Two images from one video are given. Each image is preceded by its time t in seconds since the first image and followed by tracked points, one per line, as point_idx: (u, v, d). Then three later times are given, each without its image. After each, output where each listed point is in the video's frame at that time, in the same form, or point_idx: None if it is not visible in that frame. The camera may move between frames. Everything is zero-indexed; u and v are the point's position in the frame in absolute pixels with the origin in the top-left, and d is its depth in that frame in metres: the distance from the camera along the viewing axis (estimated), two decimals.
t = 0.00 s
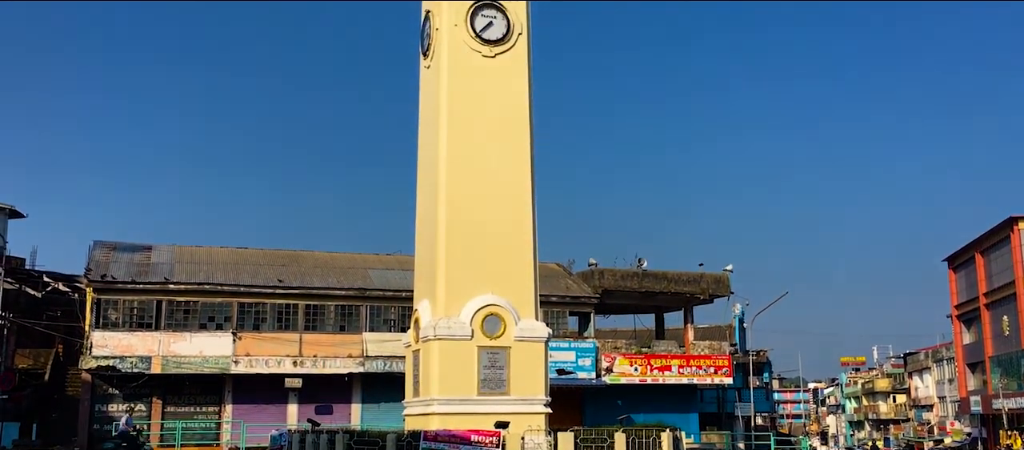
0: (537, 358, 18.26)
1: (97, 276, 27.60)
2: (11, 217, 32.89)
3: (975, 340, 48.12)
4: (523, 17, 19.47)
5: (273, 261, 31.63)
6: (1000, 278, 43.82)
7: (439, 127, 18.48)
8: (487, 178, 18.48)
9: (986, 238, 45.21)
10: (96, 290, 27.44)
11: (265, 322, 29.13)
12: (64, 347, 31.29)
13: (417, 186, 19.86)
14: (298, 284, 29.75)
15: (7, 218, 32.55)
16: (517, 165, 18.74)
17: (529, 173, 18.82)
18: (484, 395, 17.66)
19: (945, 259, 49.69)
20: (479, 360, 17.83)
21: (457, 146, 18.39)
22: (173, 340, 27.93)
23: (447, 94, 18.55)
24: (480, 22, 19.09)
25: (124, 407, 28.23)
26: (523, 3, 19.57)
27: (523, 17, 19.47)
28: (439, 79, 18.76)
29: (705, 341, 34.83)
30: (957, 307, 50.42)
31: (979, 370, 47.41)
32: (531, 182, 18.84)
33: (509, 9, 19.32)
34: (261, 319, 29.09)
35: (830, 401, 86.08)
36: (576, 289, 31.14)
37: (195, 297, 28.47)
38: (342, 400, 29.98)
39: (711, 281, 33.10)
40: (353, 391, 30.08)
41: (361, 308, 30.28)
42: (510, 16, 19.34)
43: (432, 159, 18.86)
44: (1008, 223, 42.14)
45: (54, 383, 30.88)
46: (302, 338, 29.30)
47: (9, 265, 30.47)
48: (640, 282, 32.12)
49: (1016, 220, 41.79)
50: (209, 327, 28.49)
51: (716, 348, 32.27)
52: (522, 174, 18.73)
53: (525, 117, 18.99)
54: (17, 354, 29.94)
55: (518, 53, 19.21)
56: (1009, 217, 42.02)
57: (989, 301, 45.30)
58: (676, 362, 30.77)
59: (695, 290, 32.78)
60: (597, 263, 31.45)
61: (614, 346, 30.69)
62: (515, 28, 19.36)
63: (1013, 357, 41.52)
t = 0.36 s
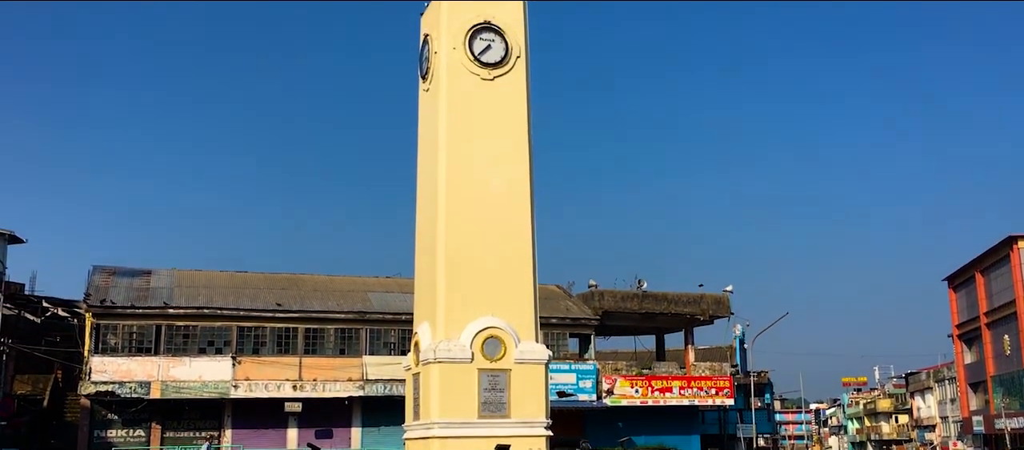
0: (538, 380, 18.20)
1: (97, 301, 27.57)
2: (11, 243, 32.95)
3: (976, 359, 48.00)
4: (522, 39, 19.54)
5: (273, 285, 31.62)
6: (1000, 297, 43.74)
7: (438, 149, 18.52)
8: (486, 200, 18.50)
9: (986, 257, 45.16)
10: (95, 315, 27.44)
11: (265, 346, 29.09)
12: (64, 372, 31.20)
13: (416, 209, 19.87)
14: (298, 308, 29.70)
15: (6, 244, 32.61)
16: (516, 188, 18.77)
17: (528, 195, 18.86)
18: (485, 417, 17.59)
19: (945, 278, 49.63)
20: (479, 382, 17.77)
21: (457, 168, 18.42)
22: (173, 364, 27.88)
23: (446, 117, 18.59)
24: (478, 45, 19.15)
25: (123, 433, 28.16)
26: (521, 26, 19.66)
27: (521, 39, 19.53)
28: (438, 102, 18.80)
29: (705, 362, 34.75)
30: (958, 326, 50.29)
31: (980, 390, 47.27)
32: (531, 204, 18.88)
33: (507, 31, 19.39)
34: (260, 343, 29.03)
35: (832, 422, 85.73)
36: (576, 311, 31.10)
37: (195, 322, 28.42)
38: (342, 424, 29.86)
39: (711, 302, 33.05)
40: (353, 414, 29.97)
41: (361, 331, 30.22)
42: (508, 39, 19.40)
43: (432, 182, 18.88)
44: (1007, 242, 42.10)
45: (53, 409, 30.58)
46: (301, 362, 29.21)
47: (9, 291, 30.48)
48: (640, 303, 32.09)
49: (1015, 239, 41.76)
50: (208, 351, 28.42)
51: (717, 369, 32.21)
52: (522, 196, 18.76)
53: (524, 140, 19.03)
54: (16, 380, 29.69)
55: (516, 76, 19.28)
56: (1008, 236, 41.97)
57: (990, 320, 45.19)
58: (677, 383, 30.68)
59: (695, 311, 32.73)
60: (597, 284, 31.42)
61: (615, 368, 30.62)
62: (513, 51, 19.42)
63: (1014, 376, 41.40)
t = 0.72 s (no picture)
0: (538, 394, 18.18)
1: (95, 316, 27.54)
2: (9, 257, 32.92)
3: (976, 371, 47.94)
4: (521, 54, 19.59)
5: (271, 299, 31.58)
6: (999, 309, 43.71)
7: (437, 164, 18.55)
8: (485, 213, 18.51)
9: (985, 270, 45.14)
10: (93, 330, 27.41)
11: (263, 360, 29.04)
12: (61, 387, 31.06)
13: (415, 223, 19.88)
14: (296, 322, 29.65)
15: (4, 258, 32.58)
16: (515, 201, 18.77)
17: (527, 209, 18.87)
18: (484, 431, 17.54)
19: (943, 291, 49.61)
20: (479, 396, 17.73)
21: (455, 183, 18.45)
22: (171, 379, 27.80)
23: (444, 131, 18.63)
24: (476, 59, 19.18)
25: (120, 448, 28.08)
26: (520, 40, 19.70)
27: (519, 53, 19.57)
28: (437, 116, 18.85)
29: (705, 375, 34.71)
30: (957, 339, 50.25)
31: (980, 402, 47.21)
32: (530, 218, 18.89)
33: (506, 46, 19.43)
34: (258, 358, 29.00)
35: (832, 435, 85.51)
36: (575, 324, 31.05)
37: (193, 336, 28.38)
38: (341, 438, 29.79)
39: (710, 315, 33.01)
40: (351, 428, 29.88)
41: (360, 345, 30.17)
42: (506, 53, 19.43)
43: (430, 197, 18.90)
44: (1005, 255, 42.08)
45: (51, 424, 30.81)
46: (300, 376, 29.21)
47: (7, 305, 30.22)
48: (638, 317, 32.05)
49: (1013, 252, 41.73)
50: (206, 366, 28.37)
51: (716, 382, 32.17)
52: (521, 210, 18.76)
53: (522, 153, 19.05)
54: (15, 396, 29.90)
55: (515, 90, 19.31)
56: (1007, 248, 41.95)
57: (989, 333, 45.16)
58: (677, 397, 30.62)
59: (694, 324, 32.70)
60: (596, 298, 31.41)
61: (614, 381, 30.58)
62: (512, 65, 19.45)
63: (1014, 389, 41.32)
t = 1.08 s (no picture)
0: (534, 393, 18.19)
1: (91, 315, 27.53)
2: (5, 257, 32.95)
3: (972, 370, 48.00)
4: (517, 53, 19.58)
5: (267, 298, 31.57)
6: (995, 308, 43.75)
7: (434, 162, 18.55)
8: (482, 211, 18.53)
9: (981, 269, 45.16)
10: (89, 329, 27.40)
11: (259, 359, 29.03)
12: (57, 387, 31.03)
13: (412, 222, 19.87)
14: (292, 321, 29.62)
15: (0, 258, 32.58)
16: (511, 200, 18.78)
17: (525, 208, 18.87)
18: (480, 431, 17.55)
19: (939, 290, 49.67)
20: (475, 395, 17.73)
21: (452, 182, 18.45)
22: (166, 378, 27.78)
23: (441, 128, 18.64)
24: (473, 58, 19.16)
25: (116, 447, 28.00)
26: (517, 39, 19.70)
27: (516, 52, 19.56)
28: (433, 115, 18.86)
29: (701, 374, 34.73)
30: (952, 338, 50.33)
31: (976, 401, 47.29)
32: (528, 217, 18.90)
33: (502, 44, 19.41)
34: (255, 357, 28.98)
35: (828, 434, 85.60)
36: (571, 323, 31.07)
37: (188, 335, 28.37)
38: (338, 437, 29.78)
39: (707, 314, 33.03)
40: (348, 427, 29.88)
41: (356, 344, 30.17)
42: (503, 51, 19.42)
43: (427, 196, 18.90)
44: (1001, 254, 42.08)
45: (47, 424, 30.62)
46: (296, 375, 29.20)
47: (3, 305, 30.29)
48: (635, 316, 32.06)
49: (1008, 251, 41.74)
50: (202, 365, 28.39)
51: (713, 382, 32.19)
52: (518, 209, 18.76)
53: (519, 152, 19.07)
54: (10, 395, 30.29)
55: (511, 89, 19.32)
56: (1002, 248, 42.01)
57: (985, 332, 45.20)
58: (673, 396, 30.64)
59: (691, 324, 32.72)
60: (592, 297, 31.43)
61: (611, 380, 30.60)
62: (508, 64, 19.44)
63: (1011, 388, 41.41)
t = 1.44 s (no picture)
0: (526, 380, 18.23)
1: (81, 302, 27.44)
2: None
3: (960, 358, 48.27)
4: (509, 40, 19.53)
5: (258, 285, 31.52)
6: (984, 297, 43.96)
7: (425, 149, 18.51)
8: (474, 199, 18.50)
9: (970, 257, 45.35)
10: (79, 316, 27.29)
11: (251, 346, 29.00)
12: (48, 374, 30.87)
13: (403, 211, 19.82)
14: (284, 308, 29.59)
15: None
16: (502, 187, 18.75)
17: (516, 197, 18.86)
18: (471, 418, 17.59)
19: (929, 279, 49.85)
20: (466, 383, 17.77)
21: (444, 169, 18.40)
22: (157, 365, 27.75)
23: (432, 115, 18.59)
24: (465, 45, 19.11)
25: (107, 433, 27.95)
26: (509, 26, 19.64)
27: (508, 39, 19.50)
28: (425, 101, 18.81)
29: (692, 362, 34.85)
30: (942, 326, 50.59)
31: (964, 389, 47.58)
32: (520, 205, 18.88)
33: (494, 32, 19.35)
34: (246, 344, 28.96)
35: (817, 422, 86.03)
36: (563, 311, 31.13)
37: (179, 322, 28.32)
38: (329, 424, 29.82)
39: (698, 302, 33.11)
40: (339, 414, 29.90)
41: (347, 332, 30.14)
42: (495, 39, 19.37)
43: (418, 184, 18.85)
44: (990, 243, 42.24)
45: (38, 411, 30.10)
46: (287, 362, 29.20)
47: None
48: (626, 303, 32.12)
49: (998, 240, 41.90)
50: (193, 352, 28.35)
51: (704, 369, 32.30)
52: (510, 197, 18.74)
53: (511, 140, 19.03)
54: None
55: (503, 76, 19.28)
56: (992, 237, 42.18)
57: (974, 320, 45.43)
58: (664, 383, 30.73)
59: (682, 311, 32.79)
60: (583, 284, 31.45)
61: (602, 368, 30.68)
62: (500, 51, 19.39)
63: (999, 376, 41.67)
